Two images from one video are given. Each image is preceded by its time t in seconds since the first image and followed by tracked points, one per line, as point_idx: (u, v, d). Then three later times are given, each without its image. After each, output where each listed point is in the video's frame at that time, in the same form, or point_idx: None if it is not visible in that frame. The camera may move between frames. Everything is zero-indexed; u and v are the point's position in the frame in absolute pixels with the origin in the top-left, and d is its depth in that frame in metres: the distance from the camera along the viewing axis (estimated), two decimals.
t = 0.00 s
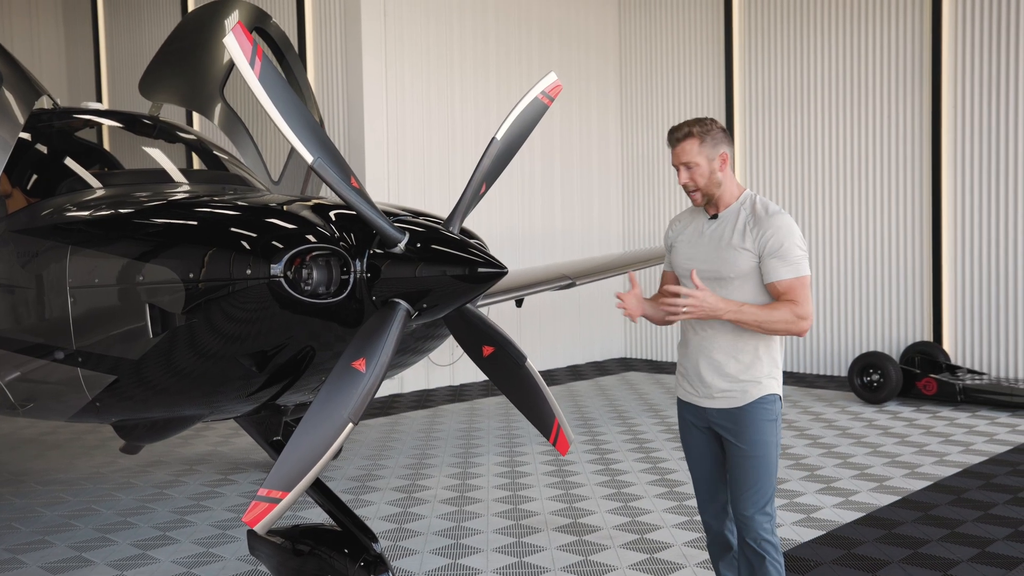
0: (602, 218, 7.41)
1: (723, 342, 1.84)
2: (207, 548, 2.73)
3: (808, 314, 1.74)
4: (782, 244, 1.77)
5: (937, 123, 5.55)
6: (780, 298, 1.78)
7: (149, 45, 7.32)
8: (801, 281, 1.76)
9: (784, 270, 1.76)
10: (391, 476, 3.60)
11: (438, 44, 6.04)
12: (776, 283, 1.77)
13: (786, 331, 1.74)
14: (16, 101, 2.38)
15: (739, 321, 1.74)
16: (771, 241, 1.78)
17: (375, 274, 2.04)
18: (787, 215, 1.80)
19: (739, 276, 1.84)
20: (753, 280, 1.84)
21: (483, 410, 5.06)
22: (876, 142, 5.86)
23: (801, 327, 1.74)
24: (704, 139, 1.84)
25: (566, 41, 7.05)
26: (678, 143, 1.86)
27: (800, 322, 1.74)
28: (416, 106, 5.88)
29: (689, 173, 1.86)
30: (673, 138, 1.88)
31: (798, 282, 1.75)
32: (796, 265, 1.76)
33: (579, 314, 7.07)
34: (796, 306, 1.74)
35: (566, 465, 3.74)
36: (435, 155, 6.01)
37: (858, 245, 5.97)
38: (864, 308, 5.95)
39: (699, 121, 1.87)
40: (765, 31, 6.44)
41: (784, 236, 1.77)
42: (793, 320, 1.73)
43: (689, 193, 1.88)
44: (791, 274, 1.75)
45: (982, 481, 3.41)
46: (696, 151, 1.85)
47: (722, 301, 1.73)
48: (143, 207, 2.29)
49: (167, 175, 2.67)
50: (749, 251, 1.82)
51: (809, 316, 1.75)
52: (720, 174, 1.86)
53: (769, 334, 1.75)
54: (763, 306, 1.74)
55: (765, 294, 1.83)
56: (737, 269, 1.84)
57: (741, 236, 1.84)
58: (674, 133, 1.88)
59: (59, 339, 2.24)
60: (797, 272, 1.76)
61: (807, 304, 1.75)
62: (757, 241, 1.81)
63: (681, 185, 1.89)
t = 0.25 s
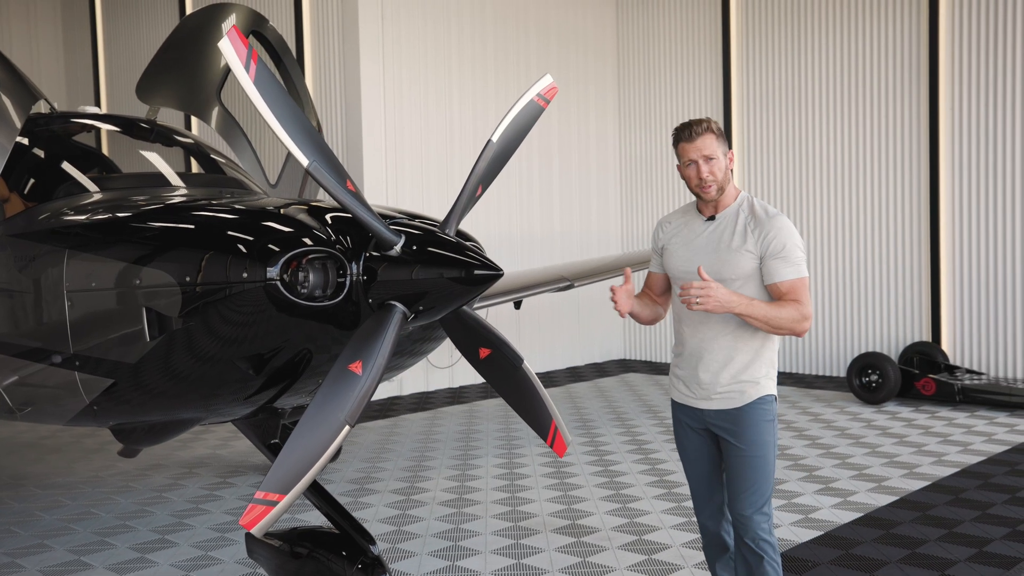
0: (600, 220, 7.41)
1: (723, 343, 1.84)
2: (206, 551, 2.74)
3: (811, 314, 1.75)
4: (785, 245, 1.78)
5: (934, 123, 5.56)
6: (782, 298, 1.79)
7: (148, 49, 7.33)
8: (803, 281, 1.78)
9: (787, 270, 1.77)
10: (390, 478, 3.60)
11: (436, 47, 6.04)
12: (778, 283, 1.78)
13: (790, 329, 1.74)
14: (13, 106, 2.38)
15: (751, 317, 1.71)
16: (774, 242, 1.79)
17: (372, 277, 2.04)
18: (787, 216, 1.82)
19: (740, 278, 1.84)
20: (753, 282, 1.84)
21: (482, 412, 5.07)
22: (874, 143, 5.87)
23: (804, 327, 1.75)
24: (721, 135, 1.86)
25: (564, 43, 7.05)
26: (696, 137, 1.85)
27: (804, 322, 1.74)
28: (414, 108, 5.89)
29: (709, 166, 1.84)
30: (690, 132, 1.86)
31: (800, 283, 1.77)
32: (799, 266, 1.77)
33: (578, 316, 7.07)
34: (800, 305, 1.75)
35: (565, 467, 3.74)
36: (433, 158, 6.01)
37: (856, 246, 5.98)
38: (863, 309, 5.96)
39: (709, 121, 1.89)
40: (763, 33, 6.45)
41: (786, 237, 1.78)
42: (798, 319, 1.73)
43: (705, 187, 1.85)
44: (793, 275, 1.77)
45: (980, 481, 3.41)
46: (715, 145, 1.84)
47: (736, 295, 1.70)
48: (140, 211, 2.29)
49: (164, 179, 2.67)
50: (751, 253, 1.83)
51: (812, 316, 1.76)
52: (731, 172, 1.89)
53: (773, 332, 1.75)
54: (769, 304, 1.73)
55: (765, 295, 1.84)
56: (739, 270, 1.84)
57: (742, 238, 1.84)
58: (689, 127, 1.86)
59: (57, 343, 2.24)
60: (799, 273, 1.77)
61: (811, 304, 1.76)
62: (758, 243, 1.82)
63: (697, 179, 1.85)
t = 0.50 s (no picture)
0: (599, 221, 7.41)
1: (719, 345, 1.84)
2: (204, 554, 2.74)
3: (801, 319, 1.78)
4: (781, 249, 1.79)
5: (931, 123, 5.56)
6: (774, 304, 1.82)
7: (146, 52, 7.34)
8: (796, 286, 1.80)
9: (781, 275, 1.79)
10: (388, 480, 3.61)
11: (434, 48, 6.05)
12: (771, 288, 1.81)
13: (776, 336, 1.78)
14: (10, 109, 2.39)
15: (729, 326, 1.79)
16: (769, 245, 1.79)
17: (368, 279, 2.05)
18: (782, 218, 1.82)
19: (736, 281, 1.85)
20: (749, 285, 1.85)
21: (480, 414, 5.07)
22: (871, 143, 5.87)
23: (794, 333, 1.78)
24: (712, 137, 1.85)
25: (562, 44, 7.06)
26: (687, 139, 1.85)
27: (793, 327, 1.77)
28: (412, 110, 5.89)
29: (699, 169, 1.84)
30: (681, 134, 1.86)
31: (793, 288, 1.79)
32: (793, 270, 1.79)
33: (577, 317, 7.07)
34: (789, 312, 1.78)
35: (563, 468, 3.74)
36: (431, 159, 6.02)
37: (855, 246, 5.98)
38: (861, 308, 5.96)
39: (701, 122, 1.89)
40: (760, 34, 6.45)
41: (782, 241, 1.79)
42: (785, 325, 1.77)
43: (695, 190, 1.86)
44: (786, 280, 1.79)
45: (978, 481, 3.41)
46: (706, 149, 1.84)
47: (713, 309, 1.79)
48: (137, 214, 2.29)
49: (162, 181, 2.68)
50: (746, 256, 1.83)
51: (802, 321, 1.79)
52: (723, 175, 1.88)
53: (760, 339, 1.80)
54: (754, 313, 1.79)
55: (760, 298, 1.85)
56: (735, 274, 1.84)
57: (737, 241, 1.84)
58: (680, 129, 1.86)
59: (54, 346, 2.24)
60: (793, 277, 1.79)
61: (800, 310, 1.78)
62: (754, 246, 1.82)
63: (687, 182, 1.86)
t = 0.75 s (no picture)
0: (599, 222, 7.41)
1: (716, 350, 1.84)
2: (202, 556, 2.74)
3: (801, 325, 1.77)
4: (778, 254, 1.78)
5: (931, 123, 5.56)
6: (774, 310, 1.81)
7: (146, 54, 7.35)
8: (796, 291, 1.78)
9: (779, 281, 1.78)
10: (387, 482, 3.61)
11: (433, 49, 6.06)
12: (770, 295, 1.80)
13: (777, 342, 1.78)
14: (9, 112, 2.39)
15: (728, 335, 1.79)
16: (766, 251, 1.79)
17: (364, 281, 2.05)
18: (779, 223, 1.82)
19: (733, 287, 1.85)
20: (746, 290, 1.85)
21: (480, 415, 5.07)
22: (871, 143, 5.87)
23: (795, 338, 1.77)
24: (688, 146, 1.85)
25: (562, 46, 7.07)
26: (662, 149, 1.88)
27: (793, 334, 1.77)
28: (412, 112, 5.90)
29: (670, 180, 1.87)
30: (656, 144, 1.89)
31: (793, 293, 1.78)
32: (792, 276, 1.78)
33: (577, 318, 7.07)
34: (788, 319, 1.77)
35: (562, 470, 3.74)
36: (430, 161, 6.02)
37: (854, 246, 5.98)
38: (861, 309, 5.95)
39: (686, 128, 1.88)
40: (759, 35, 6.46)
41: (779, 247, 1.78)
42: (785, 332, 1.77)
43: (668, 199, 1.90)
44: (785, 285, 1.78)
45: (977, 482, 3.40)
46: (680, 158, 1.85)
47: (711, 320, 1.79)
48: (135, 217, 2.30)
49: (160, 185, 2.68)
50: (743, 261, 1.83)
51: (803, 326, 1.78)
52: (703, 182, 1.87)
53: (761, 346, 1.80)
54: (753, 322, 1.79)
55: (758, 304, 1.85)
56: (732, 279, 1.84)
57: (734, 247, 1.84)
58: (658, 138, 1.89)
59: (52, 348, 2.24)
60: (792, 282, 1.78)
61: (801, 316, 1.78)
62: (750, 251, 1.82)
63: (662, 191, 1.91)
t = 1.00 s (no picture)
0: (602, 222, 7.41)
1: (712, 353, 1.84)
2: (205, 557, 2.75)
3: (794, 338, 1.76)
4: (773, 262, 1.77)
5: (934, 123, 5.55)
6: (768, 320, 1.80)
7: (149, 57, 7.37)
8: (791, 301, 1.77)
9: (773, 291, 1.77)
10: (390, 483, 3.61)
11: (436, 51, 6.07)
12: (764, 304, 1.79)
13: (768, 355, 1.76)
14: (10, 116, 2.40)
15: (716, 343, 1.79)
16: (762, 258, 1.78)
17: (364, 282, 2.06)
18: (776, 229, 1.81)
19: (729, 294, 1.85)
20: (743, 295, 1.85)
21: (483, 417, 5.07)
22: (874, 142, 5.86)
23: (787, 352, 1.76)
24: (682, 148, 1.86)
25: (564, 47, 7.07)
26: (656, 152, 1.89)
27: (784, 347, 1.75)
28: (414, 114, 5.91)
29: (665, 183, 1.89)
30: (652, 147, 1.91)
31: (787, 305, 1.77)
32: (787, 285, 1.77)
33: (580, 319, 7.07)
34: (780, 331, 1.76)
35: (565, 471, 3.74)
36: (433, 162, 6.03)
37: (858, 246, 5.97)
38: (865, 309, 5.94)
39: (682, 130, 1.89)
40: (762, 35, 6.45)
41: (774, 255, 1.77)
42: (776, 345, 1.75)
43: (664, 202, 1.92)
44: (780, 295, 1.77)
45: (981, 482, 3.39)
46: (674, 160, 1.87)
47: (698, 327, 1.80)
48: (137, 219, 2.30)
49: (162, 187, 2.69)
50: (739, 267, 1.83)
51: (796, 339, 1.76)
52: (699, 184, 1.87)
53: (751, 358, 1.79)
54: (744, 332, 1.78)
55: (753, 313, 1.85)
56: (728, 286, 1.84)
57: (731, 253, 1.84)
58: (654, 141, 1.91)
59: (54, 350, 2.25)
60: (787, 293, 1.77)
61: (793, 328, 1.76)
62: (747, 258, 1.81)
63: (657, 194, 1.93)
